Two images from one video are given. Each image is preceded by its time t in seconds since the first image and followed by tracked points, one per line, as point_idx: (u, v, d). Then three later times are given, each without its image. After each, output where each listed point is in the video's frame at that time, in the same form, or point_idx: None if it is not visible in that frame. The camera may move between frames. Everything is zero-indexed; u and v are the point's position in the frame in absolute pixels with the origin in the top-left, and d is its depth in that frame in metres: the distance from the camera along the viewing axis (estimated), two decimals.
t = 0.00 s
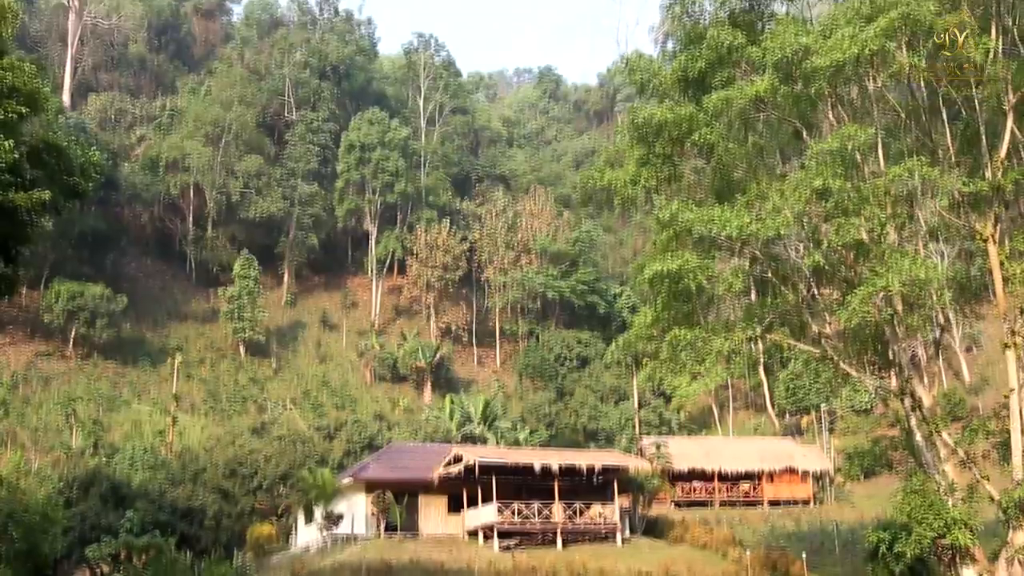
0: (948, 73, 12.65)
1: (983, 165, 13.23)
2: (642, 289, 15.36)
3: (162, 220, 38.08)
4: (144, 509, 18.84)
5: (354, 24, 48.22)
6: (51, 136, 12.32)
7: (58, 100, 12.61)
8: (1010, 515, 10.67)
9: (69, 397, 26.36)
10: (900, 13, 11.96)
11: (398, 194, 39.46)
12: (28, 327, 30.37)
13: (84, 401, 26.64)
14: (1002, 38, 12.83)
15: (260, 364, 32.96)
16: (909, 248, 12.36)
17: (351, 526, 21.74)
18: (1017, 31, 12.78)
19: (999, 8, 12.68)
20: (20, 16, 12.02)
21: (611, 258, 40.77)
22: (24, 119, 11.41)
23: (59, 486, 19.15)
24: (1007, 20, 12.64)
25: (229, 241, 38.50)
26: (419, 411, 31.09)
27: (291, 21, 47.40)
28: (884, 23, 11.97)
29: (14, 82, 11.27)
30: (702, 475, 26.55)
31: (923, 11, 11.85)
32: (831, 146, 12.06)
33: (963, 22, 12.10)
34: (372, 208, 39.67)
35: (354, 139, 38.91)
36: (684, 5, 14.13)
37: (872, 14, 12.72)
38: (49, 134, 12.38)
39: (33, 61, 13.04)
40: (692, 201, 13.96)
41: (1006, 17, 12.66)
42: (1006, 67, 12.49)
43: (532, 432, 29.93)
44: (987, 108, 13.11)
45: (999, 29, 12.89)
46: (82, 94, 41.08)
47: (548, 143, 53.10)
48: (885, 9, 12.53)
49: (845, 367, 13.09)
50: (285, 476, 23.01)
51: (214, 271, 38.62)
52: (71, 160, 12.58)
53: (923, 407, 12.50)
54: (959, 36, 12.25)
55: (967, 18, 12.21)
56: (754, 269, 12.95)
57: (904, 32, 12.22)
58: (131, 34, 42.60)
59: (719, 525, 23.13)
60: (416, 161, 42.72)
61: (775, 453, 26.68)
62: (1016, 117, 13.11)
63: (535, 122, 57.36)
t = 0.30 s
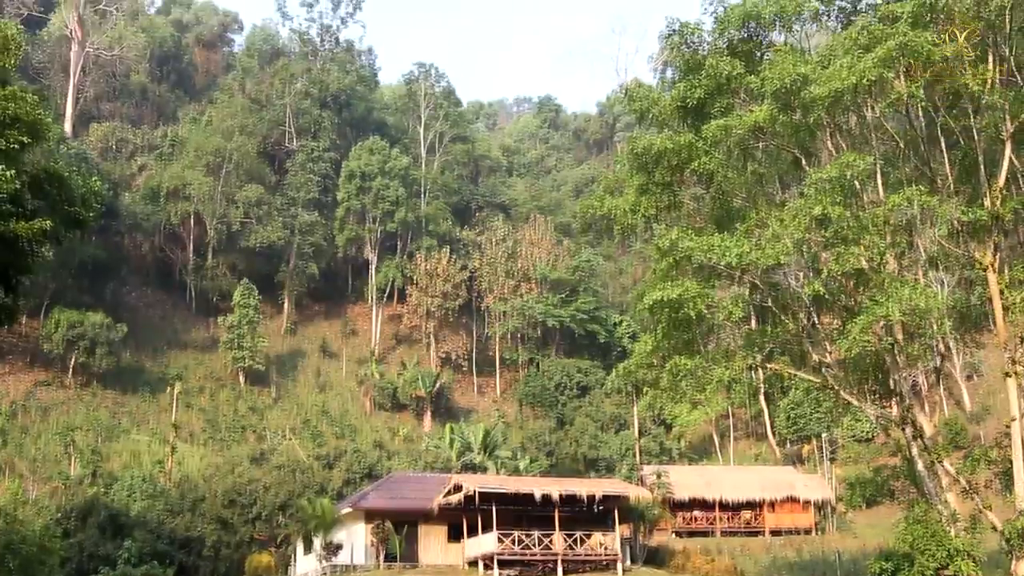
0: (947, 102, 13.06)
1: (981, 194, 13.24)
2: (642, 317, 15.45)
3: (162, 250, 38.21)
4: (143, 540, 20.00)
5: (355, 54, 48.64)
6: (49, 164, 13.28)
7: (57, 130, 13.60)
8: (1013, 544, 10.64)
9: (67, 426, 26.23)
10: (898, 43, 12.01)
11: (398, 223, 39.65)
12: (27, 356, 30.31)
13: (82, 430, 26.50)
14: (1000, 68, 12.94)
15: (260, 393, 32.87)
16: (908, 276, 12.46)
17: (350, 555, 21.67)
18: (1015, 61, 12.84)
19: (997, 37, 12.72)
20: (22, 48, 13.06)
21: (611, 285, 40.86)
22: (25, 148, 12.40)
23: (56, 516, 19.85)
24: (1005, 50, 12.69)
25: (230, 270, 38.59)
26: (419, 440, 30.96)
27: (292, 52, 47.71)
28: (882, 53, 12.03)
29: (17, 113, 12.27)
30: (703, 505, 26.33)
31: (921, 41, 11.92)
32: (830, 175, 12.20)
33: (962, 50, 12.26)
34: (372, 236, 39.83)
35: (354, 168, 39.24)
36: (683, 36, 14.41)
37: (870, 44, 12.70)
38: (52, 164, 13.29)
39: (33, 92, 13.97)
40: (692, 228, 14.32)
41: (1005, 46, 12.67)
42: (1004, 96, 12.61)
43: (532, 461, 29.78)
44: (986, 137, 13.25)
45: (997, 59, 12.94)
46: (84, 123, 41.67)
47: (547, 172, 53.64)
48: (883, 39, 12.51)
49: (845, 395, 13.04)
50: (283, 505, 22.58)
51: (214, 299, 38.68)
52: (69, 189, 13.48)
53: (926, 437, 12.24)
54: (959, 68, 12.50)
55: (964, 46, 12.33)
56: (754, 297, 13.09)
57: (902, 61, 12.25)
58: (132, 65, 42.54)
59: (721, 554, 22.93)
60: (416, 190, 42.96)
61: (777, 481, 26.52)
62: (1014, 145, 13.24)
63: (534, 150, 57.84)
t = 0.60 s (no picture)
0: (945, 129, 13.18)
1: (981, 221, 13.28)
2: (642, 342, 15.56)
3: (162, 277, 38.39)
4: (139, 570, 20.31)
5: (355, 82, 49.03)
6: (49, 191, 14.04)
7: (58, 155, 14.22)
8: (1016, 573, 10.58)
9: (66, 454, 26.10)
10: (896, 71, 12.43)
11: (398, 250, 39.81)
12: (26, 383, 30.26)
13: (81, 458, 26.37)
14: (998, 95, 12.89)
15: (260, 421, 32.77)
16: (910, 305, 12.44)
17: None
18: (1012, 88, 12.84)
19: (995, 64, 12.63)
20: (23, 75, 13.50)
21: (611, 312, 40.90)
22: (25, 175, 12.96)
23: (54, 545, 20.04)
24: (1003, 76, 12.62)
25: (229, 297, 38.63)
26: (419, 467, 30.82)
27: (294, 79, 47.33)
28: (880, 79, 12.43)
29: (19, 141, 12.85)
30: (704, 532, 26.05)
31: (919, 69, 12.31)
32: (830, 202, 12.49)
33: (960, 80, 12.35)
34: (372, 263, 39.95)
35: (355, 195, 39.52)
36: (682, 64, 14.72)
37: (868, 72, 13.08)
38: (53, 194, 13.98)
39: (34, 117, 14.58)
40: (692, 256, 14.52)
41: (1003, 73, 12.61)
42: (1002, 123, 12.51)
43: (533, 489, 29.63)
44: (985, 164, 13.29)
45: (995, 86, 12.85)
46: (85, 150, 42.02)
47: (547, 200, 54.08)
48: (880, 67, 12.90)
49: (845, 422, 13.08)
50: (283, 532, 22.85)
51: (214, 326, 38.74)
52: (69, 216, 14.19)
53: (927, 463, 12.35)
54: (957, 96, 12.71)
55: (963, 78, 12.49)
56: (754, 325, 13.17)
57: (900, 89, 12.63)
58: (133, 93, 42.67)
59: None
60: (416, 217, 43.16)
61: (778, 509, 26.33)
62: (1013, 172, 13.33)
63: (534, 177, 58.30)
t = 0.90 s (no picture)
0: (943, 164, 13.41)
1: (981, 256, 13.35)
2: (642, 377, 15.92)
3: (162, 311, 38.56)
4: None
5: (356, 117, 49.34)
6: (51, 226, 14.76)
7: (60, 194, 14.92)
8: None
9: (63, 490, 25.84)
10: (893, 106, 12.31)
11: (397, 284, 40.00)
12: (24, 418, 30.09)
13: (79, 494, 26.11)
14: (994, 129, 13.13)
15: (259, 456, 32.59)
16: (910, 338, 12.61)
17: None
18: (1010, 124, 13.20)
19: (992, 101, 12.86)
20: (26, 112, 13.90)
21: (611, 346, 40.86)
22: (27, 211, 13.21)
23: None
24: (999, 111, 12.86)
25: (229, 332, 38.73)
26: (418, 503, 30.58)
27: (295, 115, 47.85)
28: (878, 115, 12.31)
29: (20, 176, 13.05)
30: (705, 567, 25.38)
31: (916, 104, 12.17)
32: (829, 236, 12.53)
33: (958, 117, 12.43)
34: (372, 297, 40.07)
35: (355, 230, 39.76)
36: (681, 99, 15.16)
37: (866, 107, 12.99)
38: (53, 227, 14.70)
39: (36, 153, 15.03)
40: (692, 290, 15.06)
41: (999, 108, 12.85)
42: (999, 158, 12.67)
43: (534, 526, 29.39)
44: (982, 199, 13.55)
45: (992, 121, 13.13)
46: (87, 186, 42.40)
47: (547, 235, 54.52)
48: (879, 102, 12.79)
49: (847, 458, 12.81)
50: (281, 569, 24.06)
51: (213, 361, 38.76)
52: (69, 252, 14.92)
53: (930, 499, 12.23)
54: (955, 132, 12.76)
55: (962, 113, 12.58)
56: (754, 358, 13.35)
57: (897, 124, 12.49)
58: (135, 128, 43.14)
59: None
60: (416, 251, 43.33)
61: (780, 545, 25.97)
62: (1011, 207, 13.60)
63: (534, 212, 58.78)
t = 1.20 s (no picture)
0: (942, 193, 13.41)
1: (981, 284, 13.50)
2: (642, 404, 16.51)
3: (162, 339, 38.42)
4: None
5: (356, 145, 49.46)
6: (50, 255, 14.97)
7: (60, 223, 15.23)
8: None
9: (62, 519, 25.61)
10: (892, 135, 12.19)
11: (398, 311, 40.12)
12: (23, 447, 29.93)
13: (77, 523, 25.88)
14: (992, 157, 13.32)
15: (258, 484, 32.43)
16: (910, 366, 12.53)
17: None
18: (1006, 152, 13.38)
19: (990, 129, 12.89)
20: (28, 140, 14.02)
21: (611, 373, 40.83)
22: (28, 239, 13.37)
23: None
24: (997, 141, 12.99)
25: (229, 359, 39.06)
26: (418, 531, 30.40)
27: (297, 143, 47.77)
28: (876, 144, 12.24)
29: (22, 205, 13.22)
30: None
31: (914, 133, 12.06)
32: (829, 264, 12.65)
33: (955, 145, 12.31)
34: (372, 325, 40.07)
35: (355, 257, 39.97)
36: (681, 127, 15.86)
37: (865, 135, 13.04)
38: (54, 256, 14.98)
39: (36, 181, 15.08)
40: (691, 317, 15.35)
41: (997, 137, 12.88)
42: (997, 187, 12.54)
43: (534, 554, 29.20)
44: (982, 226, 13.72)
45: (990, 149, 13.24)
46: (87, 214, 42.57)
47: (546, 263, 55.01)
48: (878, 130, 12.85)
49: (848, 486, 13.00)
50: None
51: (213, 389, 38.96)
52: (69, 279, 15.15)
53: (931, 527, 12.28)
54: (954, 159, 12.74)
55: (960, 142, 12.59)
56: (754, 386, 13.46)
57: (896, 152, 12.38)
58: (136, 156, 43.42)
59: None
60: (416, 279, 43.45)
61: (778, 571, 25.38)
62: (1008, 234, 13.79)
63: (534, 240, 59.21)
